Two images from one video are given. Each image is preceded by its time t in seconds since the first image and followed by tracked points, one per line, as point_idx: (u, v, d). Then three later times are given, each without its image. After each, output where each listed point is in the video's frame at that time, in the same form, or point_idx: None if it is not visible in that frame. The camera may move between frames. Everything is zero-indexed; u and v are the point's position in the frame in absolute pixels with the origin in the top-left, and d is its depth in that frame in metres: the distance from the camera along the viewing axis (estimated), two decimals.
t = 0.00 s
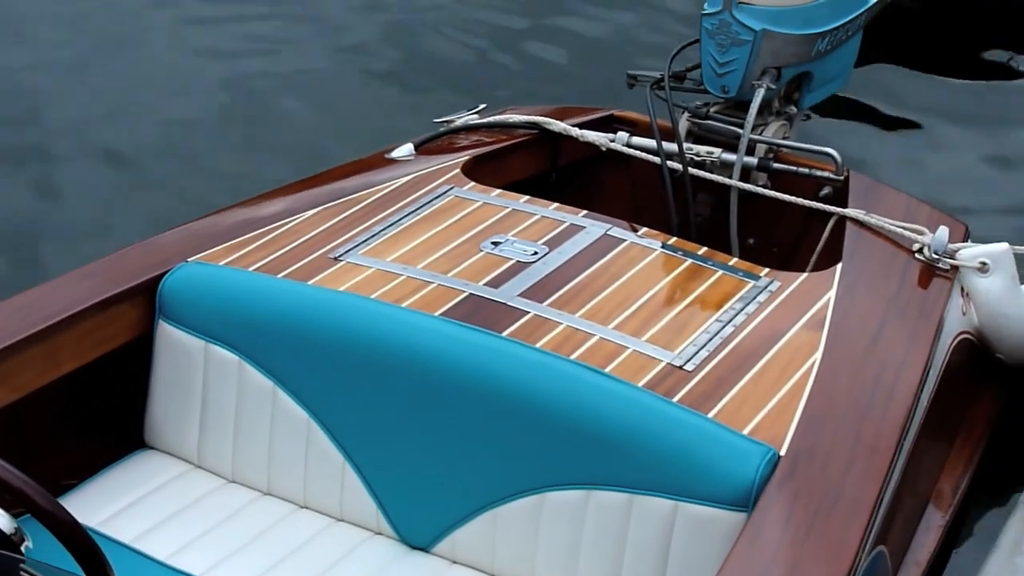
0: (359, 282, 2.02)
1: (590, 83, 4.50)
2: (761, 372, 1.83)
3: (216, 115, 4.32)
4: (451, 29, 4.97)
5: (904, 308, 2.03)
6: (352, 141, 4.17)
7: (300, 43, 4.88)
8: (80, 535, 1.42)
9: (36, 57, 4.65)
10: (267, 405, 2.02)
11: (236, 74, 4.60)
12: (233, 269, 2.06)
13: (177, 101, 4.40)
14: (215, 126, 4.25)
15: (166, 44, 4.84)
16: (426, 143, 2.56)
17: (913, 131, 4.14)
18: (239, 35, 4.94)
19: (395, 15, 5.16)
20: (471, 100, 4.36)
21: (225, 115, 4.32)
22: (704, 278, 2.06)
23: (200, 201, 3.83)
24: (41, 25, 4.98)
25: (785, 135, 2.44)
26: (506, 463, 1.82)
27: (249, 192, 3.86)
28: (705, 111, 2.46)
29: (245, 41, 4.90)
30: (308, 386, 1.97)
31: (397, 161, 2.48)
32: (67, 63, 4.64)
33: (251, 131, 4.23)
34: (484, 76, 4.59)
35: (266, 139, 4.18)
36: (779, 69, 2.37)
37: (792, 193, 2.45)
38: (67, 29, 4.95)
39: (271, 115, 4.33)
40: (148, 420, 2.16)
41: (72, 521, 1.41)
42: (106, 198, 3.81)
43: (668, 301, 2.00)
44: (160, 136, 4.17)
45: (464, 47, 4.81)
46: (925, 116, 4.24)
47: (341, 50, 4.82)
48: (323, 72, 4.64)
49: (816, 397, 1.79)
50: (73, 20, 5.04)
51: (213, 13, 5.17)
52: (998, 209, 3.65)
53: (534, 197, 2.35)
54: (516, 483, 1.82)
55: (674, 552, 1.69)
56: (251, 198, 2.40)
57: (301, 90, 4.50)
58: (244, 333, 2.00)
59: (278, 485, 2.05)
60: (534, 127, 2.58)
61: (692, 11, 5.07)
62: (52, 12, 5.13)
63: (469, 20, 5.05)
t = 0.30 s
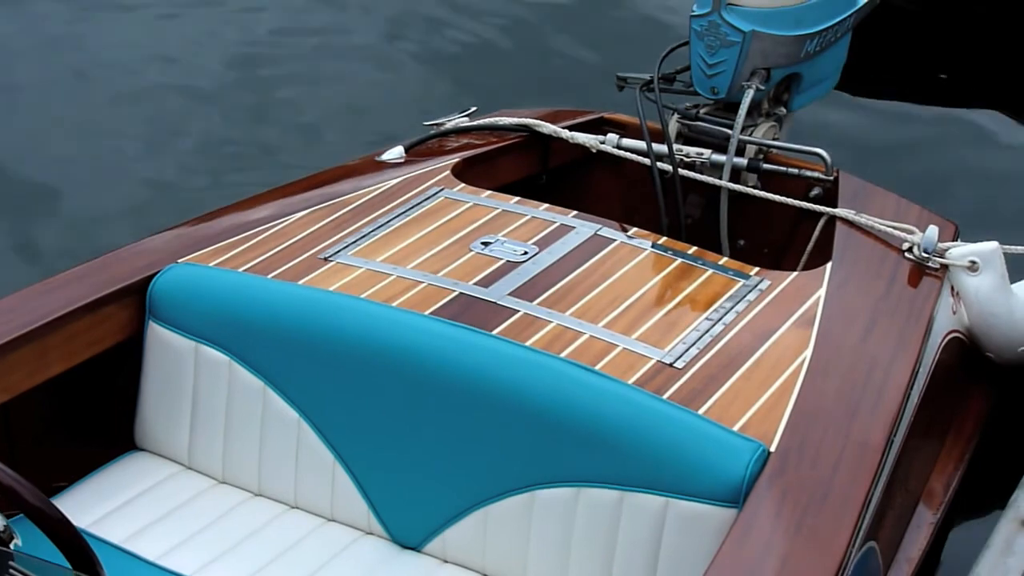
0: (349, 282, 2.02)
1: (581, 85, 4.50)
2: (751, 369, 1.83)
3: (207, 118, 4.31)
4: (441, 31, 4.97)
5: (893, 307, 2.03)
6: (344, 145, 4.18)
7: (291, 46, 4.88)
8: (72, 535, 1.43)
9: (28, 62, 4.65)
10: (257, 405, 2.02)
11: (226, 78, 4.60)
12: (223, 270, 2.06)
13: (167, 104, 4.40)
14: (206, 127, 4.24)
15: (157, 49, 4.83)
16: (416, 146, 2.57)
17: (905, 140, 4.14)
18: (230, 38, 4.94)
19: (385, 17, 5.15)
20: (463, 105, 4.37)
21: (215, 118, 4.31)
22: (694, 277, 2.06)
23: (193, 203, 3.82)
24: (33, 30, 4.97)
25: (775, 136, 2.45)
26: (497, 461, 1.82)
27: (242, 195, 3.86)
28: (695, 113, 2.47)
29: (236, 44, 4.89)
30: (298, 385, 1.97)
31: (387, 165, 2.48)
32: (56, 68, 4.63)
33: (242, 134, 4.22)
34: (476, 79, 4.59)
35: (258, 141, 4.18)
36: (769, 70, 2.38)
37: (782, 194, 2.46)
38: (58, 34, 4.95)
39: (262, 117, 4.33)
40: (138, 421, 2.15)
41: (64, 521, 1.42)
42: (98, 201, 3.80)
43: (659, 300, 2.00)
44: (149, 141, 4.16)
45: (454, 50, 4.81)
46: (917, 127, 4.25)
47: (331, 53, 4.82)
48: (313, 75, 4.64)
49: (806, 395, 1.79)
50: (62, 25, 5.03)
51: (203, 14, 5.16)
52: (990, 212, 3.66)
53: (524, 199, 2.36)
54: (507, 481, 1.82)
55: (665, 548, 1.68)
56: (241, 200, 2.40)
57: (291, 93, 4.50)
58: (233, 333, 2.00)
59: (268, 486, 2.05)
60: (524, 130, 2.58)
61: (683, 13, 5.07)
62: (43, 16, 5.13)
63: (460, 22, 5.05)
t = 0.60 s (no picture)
0: (338, 289, 2.03)
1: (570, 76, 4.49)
2: (740, 374, 1.83)
3: (196, 116, 4.30)
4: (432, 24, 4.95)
5: (881, 312, 2.03)
6: (334, 138, 4.16)
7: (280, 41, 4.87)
8: (64, 543, 1.44)
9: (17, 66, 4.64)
10: (247, 413, 2.02)
11: (215, 76, 4.58)
12: (212, 278, 2.06)
13: (156, 105, 4.39)
14: (196, 127, 4.23)
15: (145, 45, 4.82)
16: (405, 156, 2.57)
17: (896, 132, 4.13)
18: (219, 34, 4.92)
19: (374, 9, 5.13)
20: (452, 104, 4.36)
21: (205, 117, 4.30)
22: (682, 283, 2.07)
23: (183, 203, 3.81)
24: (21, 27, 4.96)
25: (763, 144, 2.46)
26: (487, 466, 1.82)
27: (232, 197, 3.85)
28: (683, 121, 2.48)
29: (225, 39, 4.87)
30: (287, 393, 1.97)
31: (375, 175, 2.49)
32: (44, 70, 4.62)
33: (231, 131, 4.21)
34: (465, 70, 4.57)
35: (248, 139, 4.16)
36: (756, 78, 2.39)
37: (771, 202, 2.46)
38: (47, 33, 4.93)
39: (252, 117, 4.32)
40: (127, 430, 2.15)
41: (56, 528, 1.43)
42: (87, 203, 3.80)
43: (647, 306, 2.00)
44: (139, 143, 4.15)
45: (445, 43, 4.80)
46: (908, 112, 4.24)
47: (321, 47, 4.81)
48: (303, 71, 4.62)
49: (794, 399, 1.79)
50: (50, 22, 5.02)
51: (193, 10, 5.15)
52: (977, 210, 3.66)
53: (512, 207, 2.36)
54: (497, 486, 1.82)
55: (655, 550, 1.69)
56: (230, 211, 2.41)
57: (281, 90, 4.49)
58: (222, 341, 2.00)
59: (259, 493, 2.05)
60: (512, 139, 2.58)
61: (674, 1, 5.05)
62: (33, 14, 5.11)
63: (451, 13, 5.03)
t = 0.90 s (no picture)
0: (329, 296, 2.03)
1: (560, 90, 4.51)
2: (730, 383, 1.84)
3: (187, 115, 4.29)
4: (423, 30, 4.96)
5: (871, 322, 2.04)
6: (324, 141, 4.16)
7: (271, 44, 4.87)
8: (53, 549, 1.44)
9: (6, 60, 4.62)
10: (236, 420, 2.02)
11: (206, 75, 4.57)
12: (202, 285, 2.07)
13: (146, 99, 4.38)
14: (186, 125, 4.22)
15: (136, 43, 4.81)
16: (395, 163, 2.58)
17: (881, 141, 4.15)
18: (210, 34, 4.92)
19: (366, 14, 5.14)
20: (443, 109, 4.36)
21: (196, 115, 4.30)
22: (671, 292, 2.07)
23: (173, 198, 3.81)
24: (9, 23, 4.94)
25: (752, 154, 2.47)
26: (476, 473, 1.82)
27: (222, 195, 3.85)
28: (673, 131, 2.48)
29: (218, 41, 4.87)
30: (277, 399, 1.97)
31: (365, 183, 2.49)
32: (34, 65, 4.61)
33: (222, 129, 4.21)
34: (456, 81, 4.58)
35: (238, 140, 4.17)
36: (745, 88, 2.39)
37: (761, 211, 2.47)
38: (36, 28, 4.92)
39: (242, 115, 4.31)
40: (116, 436, 2.15)
41: (45, 533, 1.44)
42: (76, 195, 3.78)
43: (637, 315, 2.01)
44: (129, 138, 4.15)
45: (437, 49, 4.80)
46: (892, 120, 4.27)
47: (313, 53, 4.81)
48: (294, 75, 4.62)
49: (784, 407, 1.80)
50: (41, 19, 5.01)
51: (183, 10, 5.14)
52: (964, 220, 3.68)
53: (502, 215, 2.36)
54: (487, 493, 1.82)
55: (645, 557, 1.69)
56: (219, 219, 2.41)
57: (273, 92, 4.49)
58: (212, 347, 2.00)
59: (248, 500, 2.04)
60: (503, 147, 2.59)
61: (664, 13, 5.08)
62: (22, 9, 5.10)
63: (442, 21, 5.03)
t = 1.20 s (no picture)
0: (318, 307, 2.03)
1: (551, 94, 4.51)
2: (719, 396, 1.84)
3: (179, 122, 4.29)
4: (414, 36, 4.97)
5: (859, 335, 2.05)
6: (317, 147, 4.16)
7: (263, 51, 4.87)
8: (40, 560, 1.43)
9: None
10: (225, 431, 2.02)
11: (198, 83, 4.58)
12: (192, 295, 2.07)
13: (137, 108, 4.38)
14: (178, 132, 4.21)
15: (128, 51, 4.81)
16: (385, 174, 2.58)
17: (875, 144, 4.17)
18: (202, 41, 4.92)
19: (357, 21, 5.15)
20: (436, 116, 4.36)
21: (187, 122, 4.30)
22: (661, 304, 2.08)
23: (166, 203, 3.81)
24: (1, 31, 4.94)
25: (741, 166, 2.47)
26: (465, 484, 1.83)
27: (213, 198, 3.85)
28: (662, 142, 2.49)
29: (207, 47, 4.88)
30: (266, 411, 1.97)
31: (354, 193, 2.49)
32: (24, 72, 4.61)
33: (212, 135, 4.21)
34: (447, 85, 4.59)
35: (227, 144, 4.16)
36: (735, 100, 2.39)
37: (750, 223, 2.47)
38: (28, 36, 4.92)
39: (233, 121, 4.31)
40: (105, 447, 2.15)
41: (32, 544, 1.43)
42: (69, 201, 3.78)
43: (626, 326, 2.01)
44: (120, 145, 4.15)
45: (430, 56, 4.80)
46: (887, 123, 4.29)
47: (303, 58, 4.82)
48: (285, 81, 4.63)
49: (772, 419, 1.80)
50: (32, 27, 5.01)
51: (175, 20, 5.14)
52: (955, 225, 3.69)
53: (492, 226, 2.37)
54: (475, 504, 1.83)
55: (633, 569, 1.69)
56: (208, 228, 2.41)
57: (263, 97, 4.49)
58: (202, 358, 2.00)
59: (236, 511, 2.04)
60: (493, 159, 2.59)
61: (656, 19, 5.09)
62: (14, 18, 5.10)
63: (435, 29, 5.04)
